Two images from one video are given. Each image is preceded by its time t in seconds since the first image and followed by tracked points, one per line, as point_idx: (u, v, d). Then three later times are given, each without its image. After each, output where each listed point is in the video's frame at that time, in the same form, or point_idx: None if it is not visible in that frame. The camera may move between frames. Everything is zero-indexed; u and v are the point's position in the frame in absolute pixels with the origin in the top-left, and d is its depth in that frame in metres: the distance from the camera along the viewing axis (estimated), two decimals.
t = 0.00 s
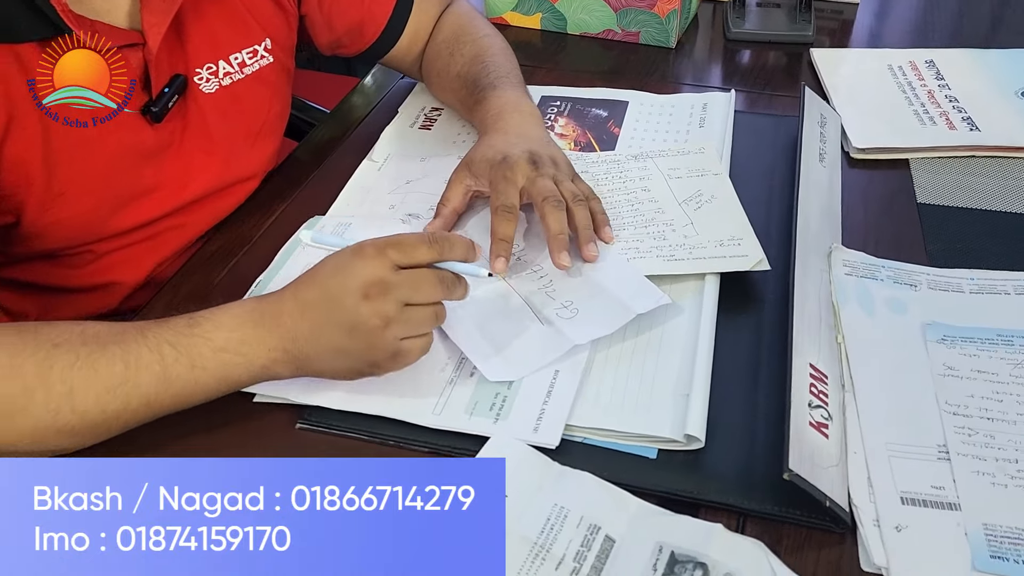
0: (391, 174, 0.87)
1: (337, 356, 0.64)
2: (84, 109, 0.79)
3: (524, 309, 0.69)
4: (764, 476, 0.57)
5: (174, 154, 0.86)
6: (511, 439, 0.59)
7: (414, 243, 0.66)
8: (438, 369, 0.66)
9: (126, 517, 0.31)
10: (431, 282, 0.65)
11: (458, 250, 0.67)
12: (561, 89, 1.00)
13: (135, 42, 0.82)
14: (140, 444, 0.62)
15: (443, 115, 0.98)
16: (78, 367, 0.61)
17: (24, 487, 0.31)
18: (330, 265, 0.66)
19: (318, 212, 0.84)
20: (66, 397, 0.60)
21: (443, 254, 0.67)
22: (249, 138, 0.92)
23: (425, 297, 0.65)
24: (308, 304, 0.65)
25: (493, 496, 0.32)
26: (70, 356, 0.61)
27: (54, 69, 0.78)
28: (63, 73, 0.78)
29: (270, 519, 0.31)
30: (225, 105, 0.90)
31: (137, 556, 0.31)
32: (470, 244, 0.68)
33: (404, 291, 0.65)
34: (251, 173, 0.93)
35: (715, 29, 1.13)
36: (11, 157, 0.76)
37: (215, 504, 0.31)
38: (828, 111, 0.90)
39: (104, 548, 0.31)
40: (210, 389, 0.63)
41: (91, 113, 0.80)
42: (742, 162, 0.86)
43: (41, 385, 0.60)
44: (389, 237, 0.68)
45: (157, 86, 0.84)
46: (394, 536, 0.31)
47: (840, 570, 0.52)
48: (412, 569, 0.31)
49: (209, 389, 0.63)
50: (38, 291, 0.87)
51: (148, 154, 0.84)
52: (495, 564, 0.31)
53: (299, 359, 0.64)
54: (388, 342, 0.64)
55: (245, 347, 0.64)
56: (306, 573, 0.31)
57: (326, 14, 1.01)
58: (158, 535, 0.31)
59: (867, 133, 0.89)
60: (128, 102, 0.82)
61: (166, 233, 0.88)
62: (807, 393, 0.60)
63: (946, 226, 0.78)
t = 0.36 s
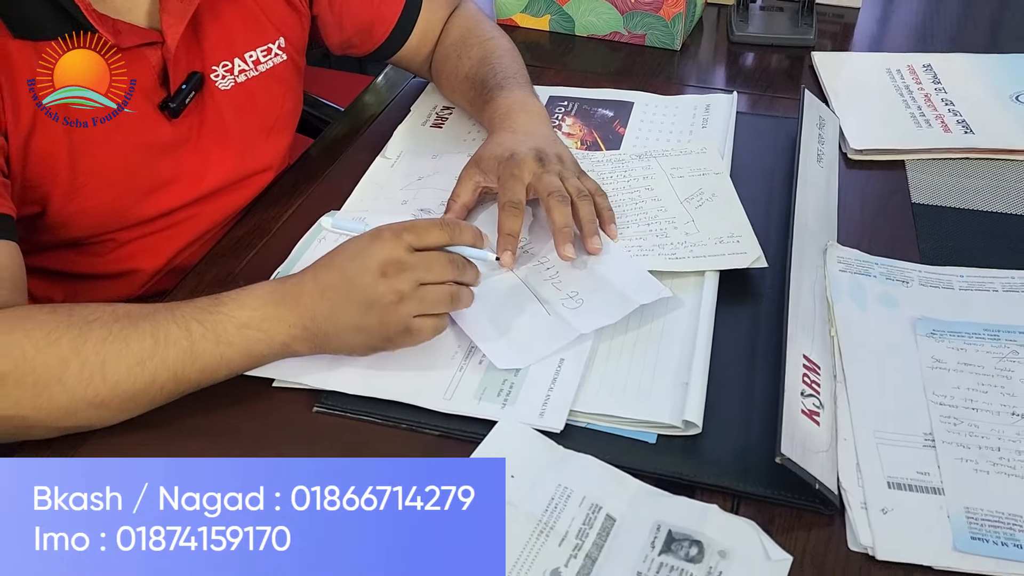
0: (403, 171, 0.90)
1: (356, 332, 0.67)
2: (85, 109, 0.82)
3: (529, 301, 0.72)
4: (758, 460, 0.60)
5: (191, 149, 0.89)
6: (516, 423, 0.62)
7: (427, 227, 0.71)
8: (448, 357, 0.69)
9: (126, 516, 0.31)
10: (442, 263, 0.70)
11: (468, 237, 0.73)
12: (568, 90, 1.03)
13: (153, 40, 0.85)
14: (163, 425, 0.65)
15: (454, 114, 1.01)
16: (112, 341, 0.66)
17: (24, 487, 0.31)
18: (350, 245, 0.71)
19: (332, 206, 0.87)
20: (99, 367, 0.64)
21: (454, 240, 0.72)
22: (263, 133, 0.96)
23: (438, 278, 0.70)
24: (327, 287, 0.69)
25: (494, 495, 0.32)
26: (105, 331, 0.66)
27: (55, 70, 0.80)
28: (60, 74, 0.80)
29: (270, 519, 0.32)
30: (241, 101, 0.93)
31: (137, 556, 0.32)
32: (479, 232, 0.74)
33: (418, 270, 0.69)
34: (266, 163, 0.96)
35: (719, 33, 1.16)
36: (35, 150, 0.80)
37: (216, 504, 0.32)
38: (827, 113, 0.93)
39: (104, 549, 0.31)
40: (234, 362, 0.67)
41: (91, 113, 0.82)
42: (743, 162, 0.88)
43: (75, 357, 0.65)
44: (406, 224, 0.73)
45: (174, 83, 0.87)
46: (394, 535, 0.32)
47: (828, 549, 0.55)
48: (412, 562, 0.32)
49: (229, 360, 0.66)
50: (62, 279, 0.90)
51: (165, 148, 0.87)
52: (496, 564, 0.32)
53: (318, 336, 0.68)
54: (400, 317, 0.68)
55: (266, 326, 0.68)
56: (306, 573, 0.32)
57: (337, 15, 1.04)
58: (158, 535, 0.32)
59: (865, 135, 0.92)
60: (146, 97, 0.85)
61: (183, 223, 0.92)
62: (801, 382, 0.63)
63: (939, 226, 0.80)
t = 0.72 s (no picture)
0: (412, 167, 0.93)
1: (368, 315, 0.70)
2: (85, 108, 0.83)
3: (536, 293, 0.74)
4: (752, 444, 0.63)
5: (204, 142, 0.92)
6: (523, 408, 0.65)
7: (450, 230, 0.75)
8: (454, 348, 0.71)
9: (126, 516, 0.32)
10: (460, 261, 0.73)
11: (485, 246, 0.77)
12: (573, 90, 1.05)
13: (169, 36, 0.87)
14: (182, 407, 0.68)
15: (461, 113, 1.04)
16: (136, 321, 0.69)
17: (24, 487, 0.32)
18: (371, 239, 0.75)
19: (343, 201, 0.90)
20: (123, 345, 0.68)
21: (472, 245, 0.76)
22: (273, 127, 0.99)
23: (455, 275, 0.72)
24: (348, 269, 0.72)
25: (493, 495, 0.33)
26: (130, 311, 0.70)
27: (54, 70, 0.81)
28: (62, 74, 0.81)
29: (270, 519, 0.33)
30: (252, 97, 0.96)
31: (137, 556, 0.32)
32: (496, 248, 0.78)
33: (437, 266, 0.72)
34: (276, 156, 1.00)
35: (720, 36, 1.18)
36: (57, 142, 0.82)
37: (215, 504, 0.33)
38: (824, 115, 0.96)
39: (105, 548, 0.32)
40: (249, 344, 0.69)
41: (92, 112, 0.83)
42: (742, 162, 0.91)
43: (102, 335, 0.68)
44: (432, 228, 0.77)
45: (189, 78, 0.89)
46: (394, 533, 0.33)
47: (818, 530, 0.58)
48: (412, 561, 0.33)
49: (257, 338, 0.70)
50: (82, 267, 0.93)
51: (179, 142, 0.90)
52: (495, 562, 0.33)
53: (334, 317, 0.70)
54: (417, 305, 0.70)
55: (282, 304, 0.71)
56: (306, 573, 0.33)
57: (346, 15, 1.07)
58: (158, 535, 0.32)
59: (860, 136, 0.95)
60: (161, 92, 0.87)
61: (195, 214, 0.95)
62: (794, 371, 0.66)
63: (930, 225, 0.83)
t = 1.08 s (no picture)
0: (431, 164, 0.95)
1: (391, 307, 0.72)
2: (86, 109, 0.84)
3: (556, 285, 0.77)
4: (761, 432, 0.65)
5: (223, 133, 0.94)
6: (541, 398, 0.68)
7: (471, 227, 0.77)
8: (476, 340, 0.74)
9: (126, 516, 0.36)
10: (480, 258, 0.75)
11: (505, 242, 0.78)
12: (586, 91, 1.08)
13: (186, 29, 0.89)
14: (210, 393, 0.70)
15: (477, 112, 1.06)
16: (167, 309, 0.72)
17: (26, 487, 0.35)
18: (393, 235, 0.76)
19: (363, 196, 0.92)
20: (156, 332, 0.70)
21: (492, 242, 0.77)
22: (290, 119, 1.01)
23: (477, 272, 0.75)
24: (372, 264, 0.74)
25: (491, 495, 0.37)
26: (162, 300, 0.72)
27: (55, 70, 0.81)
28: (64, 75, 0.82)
29: (270, 520, 0.36)
30: (269, 89, 0.98)
31: (137, 555, 0.36)
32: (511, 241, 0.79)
33: (459, 262, 0.75)
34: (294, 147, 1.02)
35: (731, 40, 1.21)
36: (80, 135, 0.84)
37: (215, 505, 0.36)
38: (832, 118, 0.98)
39: (104, 549, 0.36)
40: (275, 333, 0.72)
41: (92, 112, 0.84)
42: (752, 163, 0.93)
43: (134, 323, 0.71)
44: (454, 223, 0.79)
45: (207, 71, 0.92)
46: (394, 532, 0.36)
47: (824, 515, 0.60)
48: (411, 561, 0.37)
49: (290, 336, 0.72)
50: (105, 258, 0.96)
51: (199, 132, 0.92)
52: (495, 556, 0.36)
53: (358, 309, 0.73)
54: (439, 300, 0.73)
55: (308, 297, 0.73)
56: (306, 571, 0.36)
57: (355, 11, 1.10)
58: (158, 535, 0.36)
59: (867, 138, 0.97)
60: (179, 84, 0.90)
61: (215, 204, 0.97)
62: (803, 363, 0.68)
63: (936, 226, 0.85)
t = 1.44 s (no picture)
0: (444, 157, 0.97)
1: (401, 300, 0.73)
2: (84, 108, 0.83)
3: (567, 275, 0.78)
4: (769, 420, 0.66)
5: (235, 123, 0.96)
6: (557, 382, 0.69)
7: (483, 219, 0.77)
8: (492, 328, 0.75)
9: (126, 516, 0.35)
10: (491, 252, 0.75)
11: (516, 235, 0.78)
12: (598, 87, 1.09)
13: (197, 19, 0.89)
14: (227, 376, 0.72)
15: (490, 107, 1.08)
16: (183, 297, 0.73)
17: (25, 487, 0.35)
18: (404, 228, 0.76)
19: (377, 188, 0.94)
20: (171, 320, 0.71)
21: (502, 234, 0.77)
22: (300, 108, 1.03)
23: (486, 265, 0.74)
24: (383, 257, 0.74)
25: (492, 495, 0.36)
26: (178, 286, 0.74)
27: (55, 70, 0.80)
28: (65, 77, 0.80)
29: (270, 520, 0.36)
30: (279, 79, 0.99)
31: (137, 555, 0.35)
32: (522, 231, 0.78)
33: (469, 256, 0.74)
34: (303, 136, 1.04)
35: (741, 39, 1.22)
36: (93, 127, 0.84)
37: (215, 505, 0.36)
38: (841, 116, 0.99)
39: (104, 549, 0.35)
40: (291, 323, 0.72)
41: (92, 112, 0.84)
42: (761, 159, 0.95)
43: (151, 308, 0.72)
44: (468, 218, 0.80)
45: (217, 60, 0.92)
46: (395, 532, 0.36)
47: (830, 502, 0.61)
48: (412, 560, 0.36)
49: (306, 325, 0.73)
50: (118, 242, 0.98)
51: (211, 122, 0.93)
52: (495, 556, 0.36)
53: (369, 304, 0.73)
54: (448, 295, 0.73)
55: (320, 291, 0.73)
56: (305, 572, 0.36)
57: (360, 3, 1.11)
58: (158, 535, 0.35)
59: (876, 137, 0.98)
60: (190, 73, 0.90)
61: (227, 191, 0.99)
62: (810, 353, 0.69)
63: (943, 223, 0.86)
